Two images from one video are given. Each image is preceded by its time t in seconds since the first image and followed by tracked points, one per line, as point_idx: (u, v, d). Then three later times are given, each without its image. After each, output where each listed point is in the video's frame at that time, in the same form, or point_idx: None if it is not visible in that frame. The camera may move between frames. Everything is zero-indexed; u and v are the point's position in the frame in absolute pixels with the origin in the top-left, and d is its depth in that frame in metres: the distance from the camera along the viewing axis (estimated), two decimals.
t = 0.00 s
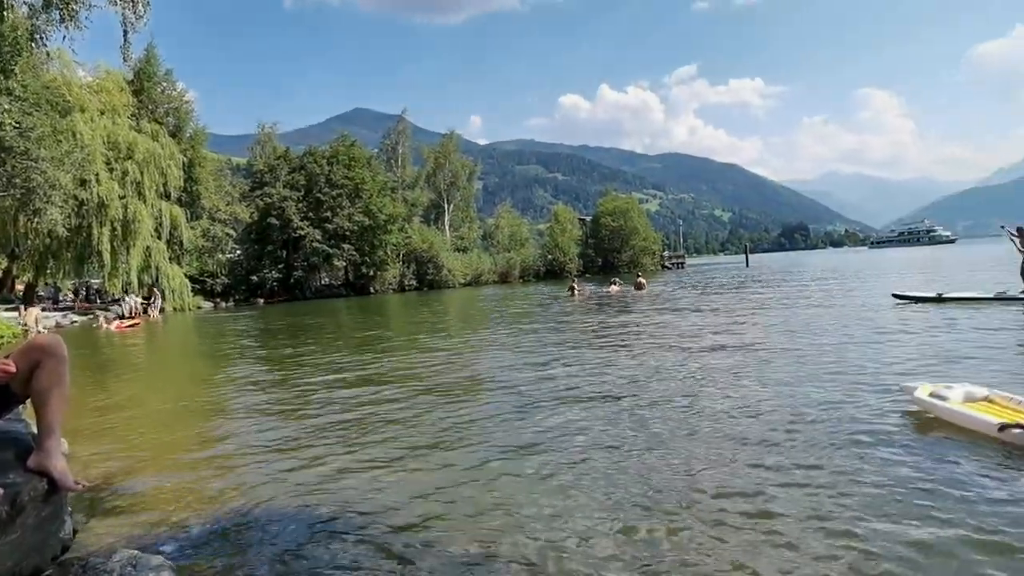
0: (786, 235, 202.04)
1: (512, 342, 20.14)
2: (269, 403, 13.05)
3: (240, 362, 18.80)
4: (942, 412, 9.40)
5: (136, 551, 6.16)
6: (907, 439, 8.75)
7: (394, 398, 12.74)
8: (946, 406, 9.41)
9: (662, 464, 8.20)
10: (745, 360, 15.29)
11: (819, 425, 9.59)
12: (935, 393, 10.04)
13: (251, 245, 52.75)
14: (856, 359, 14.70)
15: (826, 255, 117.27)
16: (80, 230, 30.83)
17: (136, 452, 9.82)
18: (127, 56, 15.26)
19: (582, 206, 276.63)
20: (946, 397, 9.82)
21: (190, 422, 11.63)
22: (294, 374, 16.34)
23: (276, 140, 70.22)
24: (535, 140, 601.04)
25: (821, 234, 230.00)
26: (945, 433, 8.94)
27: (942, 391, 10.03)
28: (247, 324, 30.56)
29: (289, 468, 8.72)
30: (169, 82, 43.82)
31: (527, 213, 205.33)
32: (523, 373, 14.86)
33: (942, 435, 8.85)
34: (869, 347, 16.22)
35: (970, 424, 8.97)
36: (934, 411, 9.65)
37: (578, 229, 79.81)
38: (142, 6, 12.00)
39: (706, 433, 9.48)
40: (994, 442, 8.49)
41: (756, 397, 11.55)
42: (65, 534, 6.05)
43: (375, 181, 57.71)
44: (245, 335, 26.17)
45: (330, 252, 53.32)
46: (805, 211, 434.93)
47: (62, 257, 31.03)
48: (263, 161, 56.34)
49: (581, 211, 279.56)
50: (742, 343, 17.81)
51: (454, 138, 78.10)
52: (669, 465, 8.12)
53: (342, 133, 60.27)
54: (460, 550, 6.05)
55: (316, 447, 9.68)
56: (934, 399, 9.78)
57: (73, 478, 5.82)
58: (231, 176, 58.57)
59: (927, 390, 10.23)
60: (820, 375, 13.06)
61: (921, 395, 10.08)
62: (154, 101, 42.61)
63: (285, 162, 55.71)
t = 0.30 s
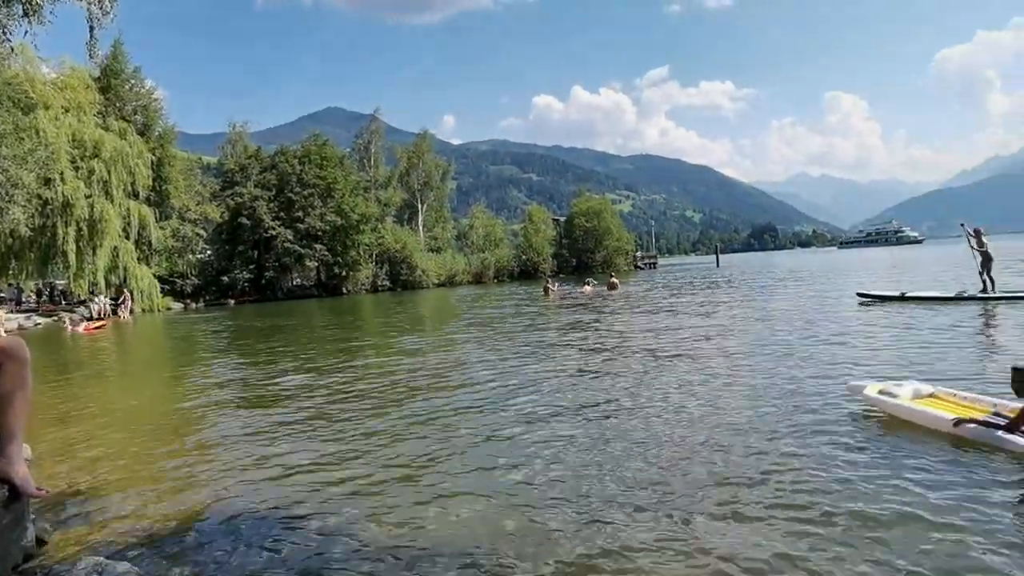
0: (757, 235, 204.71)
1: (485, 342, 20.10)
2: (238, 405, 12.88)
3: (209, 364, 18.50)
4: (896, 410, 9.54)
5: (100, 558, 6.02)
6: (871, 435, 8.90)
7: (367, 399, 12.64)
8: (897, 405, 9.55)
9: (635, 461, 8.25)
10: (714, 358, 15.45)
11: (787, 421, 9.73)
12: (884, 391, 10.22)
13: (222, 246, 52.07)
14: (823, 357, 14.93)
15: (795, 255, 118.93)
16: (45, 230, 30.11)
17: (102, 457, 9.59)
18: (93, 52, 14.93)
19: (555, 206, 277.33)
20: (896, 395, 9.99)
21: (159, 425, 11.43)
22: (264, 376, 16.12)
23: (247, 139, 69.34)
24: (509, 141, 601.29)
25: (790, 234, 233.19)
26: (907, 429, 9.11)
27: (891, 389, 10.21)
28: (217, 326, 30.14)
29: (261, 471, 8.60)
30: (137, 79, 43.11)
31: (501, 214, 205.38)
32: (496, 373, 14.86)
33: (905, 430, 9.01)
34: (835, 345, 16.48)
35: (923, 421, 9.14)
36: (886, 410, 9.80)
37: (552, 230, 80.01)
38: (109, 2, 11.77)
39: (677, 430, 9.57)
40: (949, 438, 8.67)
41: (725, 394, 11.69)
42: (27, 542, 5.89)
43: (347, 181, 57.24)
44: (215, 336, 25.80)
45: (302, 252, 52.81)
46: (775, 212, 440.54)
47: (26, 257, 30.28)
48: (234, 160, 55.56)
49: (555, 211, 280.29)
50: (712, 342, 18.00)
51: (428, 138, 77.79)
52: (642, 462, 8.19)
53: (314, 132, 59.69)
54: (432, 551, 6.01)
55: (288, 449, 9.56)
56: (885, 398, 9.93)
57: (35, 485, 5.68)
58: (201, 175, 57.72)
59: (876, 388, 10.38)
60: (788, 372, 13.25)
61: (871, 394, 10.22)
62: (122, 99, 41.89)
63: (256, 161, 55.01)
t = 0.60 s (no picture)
0: (733, 236, 206.79)
1: (463, 343, 20.11)
2: (212, 407, 12.79)
3: (183, 365, 18.33)
4: (858, 412, 9.65)
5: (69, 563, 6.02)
6: (840, 434, 9.08)
7: (343, 401, 12.62)
8: (860, 407, 9.65)
9: (611, 462, 8.34)
10: (689, 358, 15.66)
11: (759, 421, 9.88)
12: (838, 392, 10.31)
13: (196, 246, 51.51)
14: (793, 357, 15.20)
15: (770, 255, 120.32)
16: (13, 230, 29.57)
17: (74, 460, 9.52)
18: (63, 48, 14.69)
19: (533, 206, 277.77)
20: (852, 396, 10.09)
21: (131, 428, 11.32)
22: (239, 378, 16.00)
23: (222, 139, 68.63)
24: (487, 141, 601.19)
25: (766, 234, 235.72)
26: (875, 428, 9.30)
27: (844, 389, 10.32)
28: (193, 327, 29.84)
29: (236, 474, 8.57)
30: (109, 77, 42.42)
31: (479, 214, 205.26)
32: (474, 373, 14.90)
33: (873, 430, 9.20)
34: (805, 345, 16.77)
35: (888, 421, 9.29)
36: (848, 412, 9.88)
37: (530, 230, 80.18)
38: None
39: (652, 431, 9.67)
40: (918, 436, 8.87)
41: (700, 395, 11.82)
42: None
43: (324, 181, 56.81)
44: (189, 338, 25.53)
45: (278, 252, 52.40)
46: (750, 212, 445.31)
47: None
48: (209, 160, 54.90)
49: (533, 212, 280.90)
50: (687, 342, 18.18)
51: (405, 138, 77.51)
52: (618, 463, 8.28)
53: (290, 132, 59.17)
54: (402, 553, 6.08)
55: (264, 452, 9.52)
56: (843, 400, 10.00)
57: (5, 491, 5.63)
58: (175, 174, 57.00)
59: (829, 389, 10.45)
60: (762, 372, 13.44)
61: (826, 396, 10.25)
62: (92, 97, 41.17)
63: (231, 160, 54.41)
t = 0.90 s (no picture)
0: (712, 235, 208.38)
1: (444, 343, 20.04)
2: (189, 409, 12.64)
3: (160, 366, 18.11)
4: (833, 411, 9.72)
5: (43, 570, 5.89)
6: (818, 434, 9.17)
7: (323, 402, 12.53)
8: (835, 406, 9.74)
9: (592, 463, 8.36)
10: (669, 358, 15.73)
11: (738, 421, 9.95)
12: (806, 390, 10.38)
13: (173, 245, 50.90)
14: (772, 356, 15.33)
15: (748, 255, 121.37)
16: None
17: (49, 464, 9.34)
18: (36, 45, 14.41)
19: (513, 206, 277.77)
20: (822, 394, 10.17)
21: (106, 430, 11.16)
22: (216, 379, 15.83)
23: (200, 137, 67.81)
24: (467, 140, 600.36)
25: (744, 234, 237.81)
26: (852, 428, 9.40)
27: (811, 387, 10.40)
28: (170, 327, 29.46)
29: (216, 477, 8.49)
30: (83, 73, 41.63)
31: (459, 212, 204.95)
32: (454, 374, 14.86)
33: (851, 430, 9.29)
34: (783, 344, 16.94)
35: (865, 420, 9.40)
36: (823, 412, 9.94)
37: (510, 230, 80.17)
38: None
39: (632, 431, 9.70)
40: (897, 435, 9.00)
41: (680, 395, 11.88)
42: None
43: (303, 180, 56.32)
44: (166, 338, 25.22)
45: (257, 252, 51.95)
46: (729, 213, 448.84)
47: None
48: (186, 158, 54.17)
49: (514, 211, 281.05)
50: (667, 343, 18.26)
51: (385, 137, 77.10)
52: (600, 463, 8.30)
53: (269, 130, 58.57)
54: (386, 554, 6.07)
55: (243, 454, 9.44)
56: (815, 399, 10.06)
57: None
58: (152, 173, 56.24)
59: (797, 387, 10.50)
60: (741, 373, 13.52)
61: (795, 395, 10.30)
62: (66, 93, 40.22)
63: (209, 159, 53.73)
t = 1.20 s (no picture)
0: (681, 235, 210.48)
1: (417, 343, 19.99)
2: (159, 410, 12.44)
3: (127, 368, 17.81)
4: (799, 409, 9.92)
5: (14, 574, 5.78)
6: (790, 431, 9.33)
7: (297, 402, 12.43)
8: (800, 404, 9.95)
9: (568, 460, 8.41)
10: (642, 357, 15.85)
11: (711, 419, 10.07)
12: (768, 388, 10.59)
13: (139, 245, 50.00)
14: (743, 355, 15.54)
15: (716, 255, 122.82)
16: None
17: (9, 469, 9.10)
18: None
19: (484, 206, 277.59)
20: (784, 392, 10.38)
21: (74, 433, 10.95)
22: (185, 380, 15.61)
23: (166, 135, 66.63)
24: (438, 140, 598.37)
25: (713, 234, 240.65)
26: (821, 425, 9.59)
27: (773, 385, 10.62)
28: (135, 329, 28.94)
29: (189, 478, 8.37)
30: (44, 68, 40.60)
31: (430, 212, 204.34)
32: (428, 373, 14.83)
33: (821, 427, 9.47)
34: (754, 343, 17.16)
35: (831, 417, 9.61)
36: (789, 409, 10.13)
37: (481, 230, 80.11)
38: None
39: (607, 429, 9.77)
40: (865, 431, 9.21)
41: (653, 393, 11.99)
42: None
43: (273, 180, 55.64)
44: (132, 340, 24.78)
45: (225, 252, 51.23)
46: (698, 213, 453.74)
47: None
48: (152, 157, 53.20)
49: (485, 211, 280.91)
50: (638, 343, 18.40)
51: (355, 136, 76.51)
52: (576, 461, 8.34)
53: (236, 129, 57.79)
54: (367, 553, 6.05)
55: (216, 455, 9.32)
56: (779, 398, 10.26)
57: None
58: (116, 171, 55.13)
59: (758, 386, 10.69)
60: (712, 371, 13.69)
61: (759, 393, 10.50)
62: (26, 89, 39.16)
63: (176, 157, 52.81)
